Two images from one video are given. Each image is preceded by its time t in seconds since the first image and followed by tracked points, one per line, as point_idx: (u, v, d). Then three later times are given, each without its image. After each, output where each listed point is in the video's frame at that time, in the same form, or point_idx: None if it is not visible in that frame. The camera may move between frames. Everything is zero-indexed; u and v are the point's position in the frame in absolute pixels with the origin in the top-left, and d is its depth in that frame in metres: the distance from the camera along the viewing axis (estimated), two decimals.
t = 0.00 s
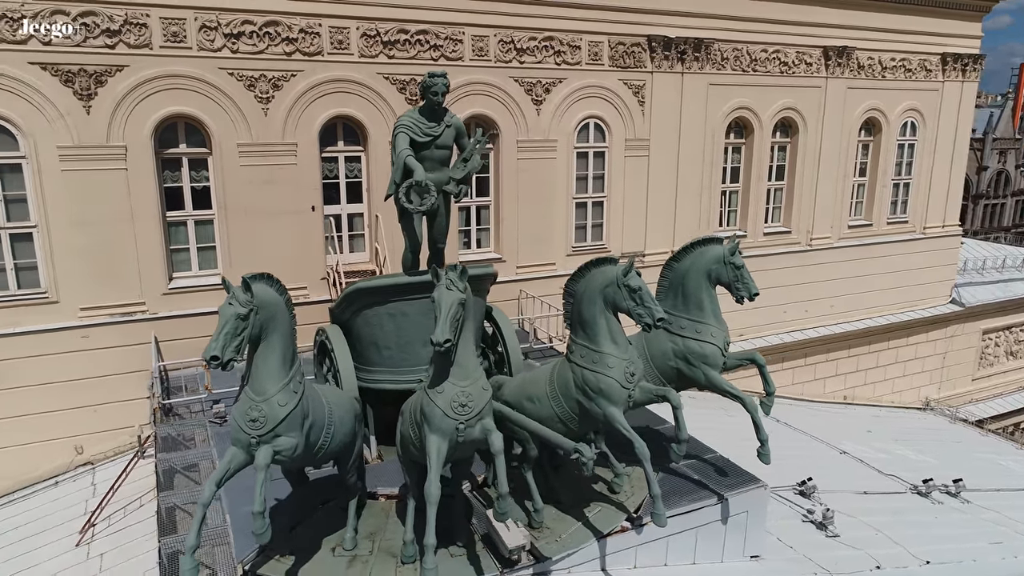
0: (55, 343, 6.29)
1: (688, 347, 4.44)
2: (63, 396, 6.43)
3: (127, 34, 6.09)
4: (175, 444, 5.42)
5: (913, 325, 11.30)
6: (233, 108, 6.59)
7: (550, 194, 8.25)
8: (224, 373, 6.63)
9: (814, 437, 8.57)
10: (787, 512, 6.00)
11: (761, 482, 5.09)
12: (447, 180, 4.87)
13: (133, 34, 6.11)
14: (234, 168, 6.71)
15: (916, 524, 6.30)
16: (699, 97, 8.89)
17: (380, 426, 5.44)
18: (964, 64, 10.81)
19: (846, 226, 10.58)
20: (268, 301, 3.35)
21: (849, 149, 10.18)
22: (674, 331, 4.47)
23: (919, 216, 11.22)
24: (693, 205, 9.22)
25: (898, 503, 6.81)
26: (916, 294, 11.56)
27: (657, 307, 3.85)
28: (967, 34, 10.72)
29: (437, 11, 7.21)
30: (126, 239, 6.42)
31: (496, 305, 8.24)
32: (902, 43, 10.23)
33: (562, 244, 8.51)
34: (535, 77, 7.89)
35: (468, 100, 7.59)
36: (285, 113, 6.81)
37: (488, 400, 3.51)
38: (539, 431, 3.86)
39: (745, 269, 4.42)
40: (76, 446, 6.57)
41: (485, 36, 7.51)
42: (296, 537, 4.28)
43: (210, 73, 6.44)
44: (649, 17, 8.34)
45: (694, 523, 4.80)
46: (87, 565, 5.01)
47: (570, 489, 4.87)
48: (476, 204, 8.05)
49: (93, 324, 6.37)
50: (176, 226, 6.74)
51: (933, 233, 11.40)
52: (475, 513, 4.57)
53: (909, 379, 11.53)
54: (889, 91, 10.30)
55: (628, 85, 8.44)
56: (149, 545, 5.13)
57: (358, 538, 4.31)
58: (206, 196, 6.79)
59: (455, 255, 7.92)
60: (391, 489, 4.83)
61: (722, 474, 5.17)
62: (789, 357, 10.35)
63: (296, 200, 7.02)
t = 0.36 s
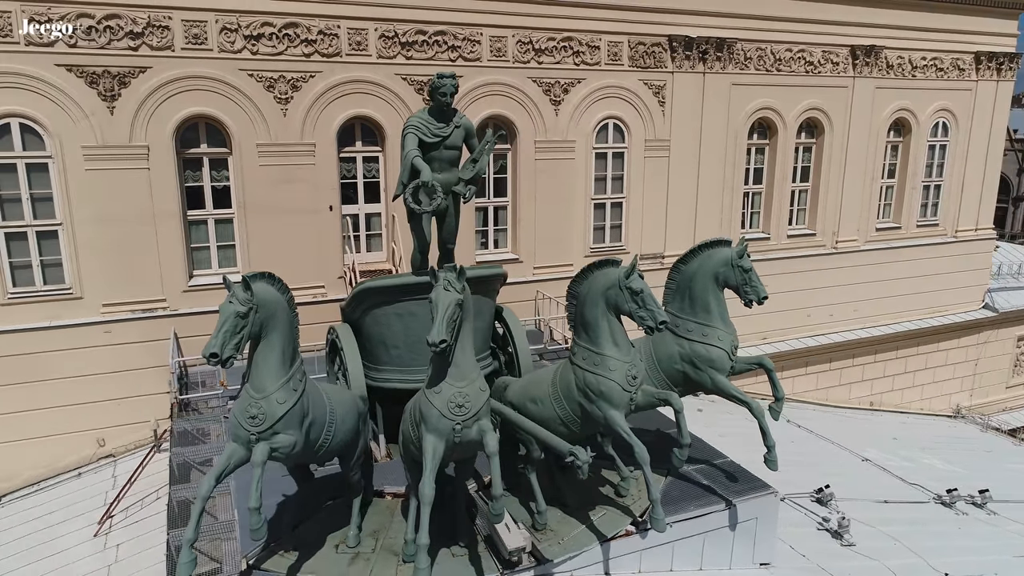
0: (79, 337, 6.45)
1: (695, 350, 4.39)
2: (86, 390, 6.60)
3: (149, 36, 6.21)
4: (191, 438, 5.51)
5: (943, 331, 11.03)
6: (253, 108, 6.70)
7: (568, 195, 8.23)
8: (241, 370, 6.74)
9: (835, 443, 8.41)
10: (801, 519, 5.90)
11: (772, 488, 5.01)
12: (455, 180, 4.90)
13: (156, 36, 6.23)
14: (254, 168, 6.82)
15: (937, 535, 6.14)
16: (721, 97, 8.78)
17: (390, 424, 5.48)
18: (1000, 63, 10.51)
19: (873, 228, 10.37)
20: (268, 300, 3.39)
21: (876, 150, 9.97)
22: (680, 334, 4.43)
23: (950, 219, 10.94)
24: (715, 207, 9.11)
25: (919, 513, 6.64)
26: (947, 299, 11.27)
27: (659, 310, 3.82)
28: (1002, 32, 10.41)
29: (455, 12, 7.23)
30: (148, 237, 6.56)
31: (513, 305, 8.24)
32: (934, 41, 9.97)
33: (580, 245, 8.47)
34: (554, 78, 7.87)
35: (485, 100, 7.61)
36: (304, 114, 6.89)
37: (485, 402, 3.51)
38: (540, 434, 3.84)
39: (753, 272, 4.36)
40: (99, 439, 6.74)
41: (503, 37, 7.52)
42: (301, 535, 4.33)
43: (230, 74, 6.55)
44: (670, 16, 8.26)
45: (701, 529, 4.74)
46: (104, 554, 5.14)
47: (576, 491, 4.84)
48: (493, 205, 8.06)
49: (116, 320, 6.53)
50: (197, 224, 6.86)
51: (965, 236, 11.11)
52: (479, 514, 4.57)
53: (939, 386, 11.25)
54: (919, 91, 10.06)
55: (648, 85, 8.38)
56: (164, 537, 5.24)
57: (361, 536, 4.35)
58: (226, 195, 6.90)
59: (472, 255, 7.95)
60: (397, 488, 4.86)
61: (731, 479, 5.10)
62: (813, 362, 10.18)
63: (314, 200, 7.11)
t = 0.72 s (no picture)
0: (104, 332, 6.62)
1: (703, 354, 4.33)
2: (110, 384, 6.75)
3: (173, 38, 6.34)
4: (207, 433, 5.62)
5: (976, 337, 10.73)
6: (273, 109, 6.79)
7: (587, 195, 8.20)
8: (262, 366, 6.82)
9: (859, 450, 8.23)
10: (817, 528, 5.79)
11: (784, 495, 4.92)
12: (465, 181, 4.90)
13: (179, 38, 6.36)
14: (274, 168, 6.92)
15: (960, 547, 5.96)
16: (745, 97, 8.66)
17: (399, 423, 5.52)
18: None
19: (903, 231, 10.13)
20: (269, 298, 3.44)
21: (906, 151, 9.75)
22: (688, 337, 4.38)
23: (984, 222, 10.65)
24: (737, 208, 8.99)
25: (943, 524, 6.46)
26: (981, 304, 10.96)
27: (663, 313, 3.77)
28: None
29: (474, 12, 7.25)
30: (171, 234, 6.69)
31: (530, 306, 8.23)
32: (968, 39, 9.70)
33: (599, 245, 8.43)
34: (573, 78, 7.85)
35: (504, 101, 7.62)
36: (323, 114, 6.96)
37: (484, 402, 3.51)
38: (539, 435, 3.84)
39: (763, 275, 4.28)
40: (121, 432, 6.89)
41: (522, 37, 7.52)
42: (306, 531, 4.38)
43: (251, 75, 6.65)
44: (692, 16, 8.17)
45: (709, 535, 4.67)
46: (121, 545, 5.27)
47: (583, 494, 4.82)
48: (512, 205, 8.07)
49: (138, 315, 6.68)
50: (218, 223, 6.99)
51: (1000, 240, 10.80)
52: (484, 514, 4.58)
53: (971, 393, 10.95)
54: (952, 90, 9.81)
55: (670, 85, 8.30)
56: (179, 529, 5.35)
57: (366, 534, 4.38)
58: (247, 194, 7.02)
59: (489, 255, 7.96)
60: (405, 487, 4.88)
61: (742, 485, 5.03)
62: (838, 367, 9.99)
63: (332, 200, 7.19)
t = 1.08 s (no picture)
0: (127, 328, 6.76)
1: (711, 358, 4.27)
2: (132, 378, 6.89)
3: (196, 40, 6.45)
4: (222, 428, 5.71)
5: (1011, 344, 10.40)
6: (293, 109, 6.87)
7: (606, 196, 8.14)
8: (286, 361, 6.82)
9: (883, 458, 8.04)
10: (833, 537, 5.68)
11: (795, 503, 4.83)
12: (475, 181, 4.91)
13: (201, 40, 6.47)
14: (293, 168, 7.00)
15: (984, 560, 5.77)
16: (769, 97, 8.52)
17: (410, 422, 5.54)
18: None
19: (934, 234, 9.88)
20: (271, 296, 3.48)
21: (938, 152, 9.49)
22: (696, 340, 4.32)
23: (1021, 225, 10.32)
24: (761, 210, 8.85)
25: (967, 536, 6.26)
26: (1017, 310, 10.63)
27: (666, 316, 3.73)
28: None
29: (493, 13, 7.25)
30: (192, 233, 6.81)
31: (548, 306, 8.21)
32: (1005, 37, 9.41)
33: (619, 246, 8.37)
34: (593, 78, 7.80)
35: (523, 101, 7.61)
36: (342, 115, 7.02)
37: (482, 404, 3.51)
38: (540, 438, 3.82)
39: (773, 278, 4.20)
40: (143, 426, 7.04)
41: (541, 38, 7.50)
42: (311, 528, 4.43)
43: (272, 76, 6.74)
44: (715, 15, 8.07)
45: (717, 541, 4.59)
46: (137, 537, 5.40)
47: (590, 498, 4.79)
48: (530, 206, 8.05)
49: (160, 312, 6.81)
50: (239, 221, 7.09)
51: None
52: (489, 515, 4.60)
53: (1005, 402, 10.63)
54: (987, 90, 9.53)
55: (692, 85, 8.21)
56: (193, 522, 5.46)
57: (371, 532, 4.40)
58: (267, 193, 7.13)
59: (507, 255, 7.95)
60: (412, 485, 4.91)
61: (753, 492, 4.94)
62: (865, 373, 9.77)
63: (351, 199, 7.25)
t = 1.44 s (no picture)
0: (147, 324, 6.89)
1: (717, 362, 4.21)
2: (152, 374, 7.03)
3: (216, 41, 6.56)
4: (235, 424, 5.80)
5: None
6: (310, 110, 6.94)
7: (625, 197, 8.08)
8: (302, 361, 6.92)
9: (906, 467, 7.85)
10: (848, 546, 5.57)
11: (806, 511, 4.75)
12: (484, 182, 4.92)
13: (221, 41, 6.57)
14: (311, 167, 7.07)
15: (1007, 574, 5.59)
16: (793, 97, 8.38)
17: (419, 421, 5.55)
18: None
19: (965, 238, 9.62)
20: (271, 296, 3.52)
21: (970, 154, 9.24)
22: (703, 345, 4.26)
23: None
24: (783, 212, 8.70)
25: (991, 548, 6.07)
26: None
27: (669, 319, 3.68)
28: None
29: (510, 13, 7.24)
30: (211, 232, 6.92)
31: (564, 308, 8.17)
32: None
33: (638, 247, 8.30)
34: (612, 78, 7.75)
35: (540, 101, 7.58)
36: (359, 115, 7.07)
37: (480, 405, 3.50)
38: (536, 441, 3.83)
39: (782, 282, 4.13)
40: (163, 420, 7.17)
41: (559, 38, 7.47)
42: (317, 526, 4.46)
43: (290, 76, 6.82)
44: (737, 14, 7.96)
45: (724, 548, 4.52)
46: (152, 530, 5.53)
47: (596, 501, 4.76)
48: (547, 207, 8.03)
49: (180, 309, 6.93)
50: (258, 220, 7.20)
51: None
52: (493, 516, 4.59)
53: None
54: (1022, 89, 9.25)
55: (713, 85, 8.11)
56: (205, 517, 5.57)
57: (375, 530, 4.42)
58: (285, 193, 7.21)
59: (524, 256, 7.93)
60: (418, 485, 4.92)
61: (762, 499, 4.86)
62: (891, 379, 9.54)
63: (368, 199, 7.30)
